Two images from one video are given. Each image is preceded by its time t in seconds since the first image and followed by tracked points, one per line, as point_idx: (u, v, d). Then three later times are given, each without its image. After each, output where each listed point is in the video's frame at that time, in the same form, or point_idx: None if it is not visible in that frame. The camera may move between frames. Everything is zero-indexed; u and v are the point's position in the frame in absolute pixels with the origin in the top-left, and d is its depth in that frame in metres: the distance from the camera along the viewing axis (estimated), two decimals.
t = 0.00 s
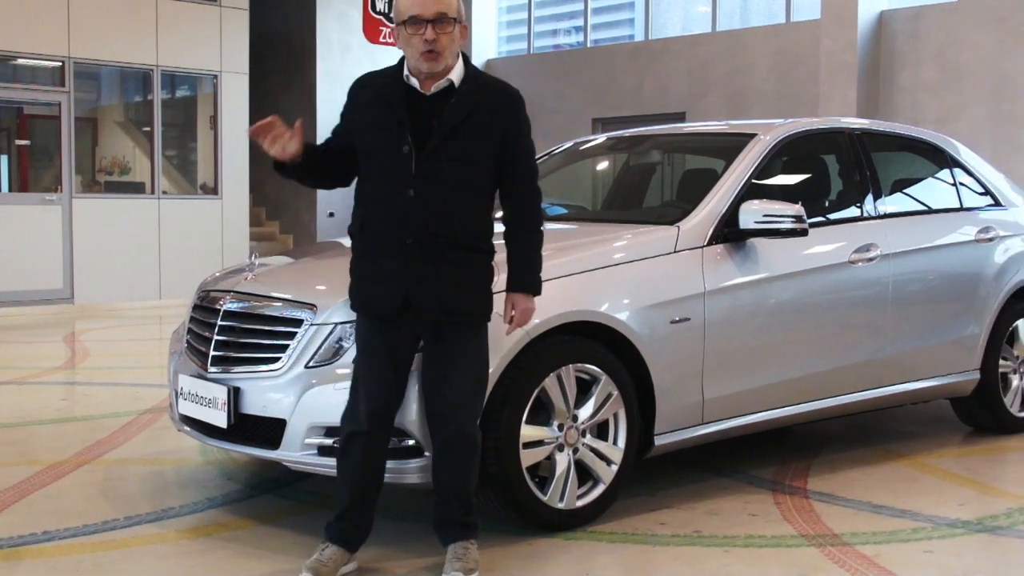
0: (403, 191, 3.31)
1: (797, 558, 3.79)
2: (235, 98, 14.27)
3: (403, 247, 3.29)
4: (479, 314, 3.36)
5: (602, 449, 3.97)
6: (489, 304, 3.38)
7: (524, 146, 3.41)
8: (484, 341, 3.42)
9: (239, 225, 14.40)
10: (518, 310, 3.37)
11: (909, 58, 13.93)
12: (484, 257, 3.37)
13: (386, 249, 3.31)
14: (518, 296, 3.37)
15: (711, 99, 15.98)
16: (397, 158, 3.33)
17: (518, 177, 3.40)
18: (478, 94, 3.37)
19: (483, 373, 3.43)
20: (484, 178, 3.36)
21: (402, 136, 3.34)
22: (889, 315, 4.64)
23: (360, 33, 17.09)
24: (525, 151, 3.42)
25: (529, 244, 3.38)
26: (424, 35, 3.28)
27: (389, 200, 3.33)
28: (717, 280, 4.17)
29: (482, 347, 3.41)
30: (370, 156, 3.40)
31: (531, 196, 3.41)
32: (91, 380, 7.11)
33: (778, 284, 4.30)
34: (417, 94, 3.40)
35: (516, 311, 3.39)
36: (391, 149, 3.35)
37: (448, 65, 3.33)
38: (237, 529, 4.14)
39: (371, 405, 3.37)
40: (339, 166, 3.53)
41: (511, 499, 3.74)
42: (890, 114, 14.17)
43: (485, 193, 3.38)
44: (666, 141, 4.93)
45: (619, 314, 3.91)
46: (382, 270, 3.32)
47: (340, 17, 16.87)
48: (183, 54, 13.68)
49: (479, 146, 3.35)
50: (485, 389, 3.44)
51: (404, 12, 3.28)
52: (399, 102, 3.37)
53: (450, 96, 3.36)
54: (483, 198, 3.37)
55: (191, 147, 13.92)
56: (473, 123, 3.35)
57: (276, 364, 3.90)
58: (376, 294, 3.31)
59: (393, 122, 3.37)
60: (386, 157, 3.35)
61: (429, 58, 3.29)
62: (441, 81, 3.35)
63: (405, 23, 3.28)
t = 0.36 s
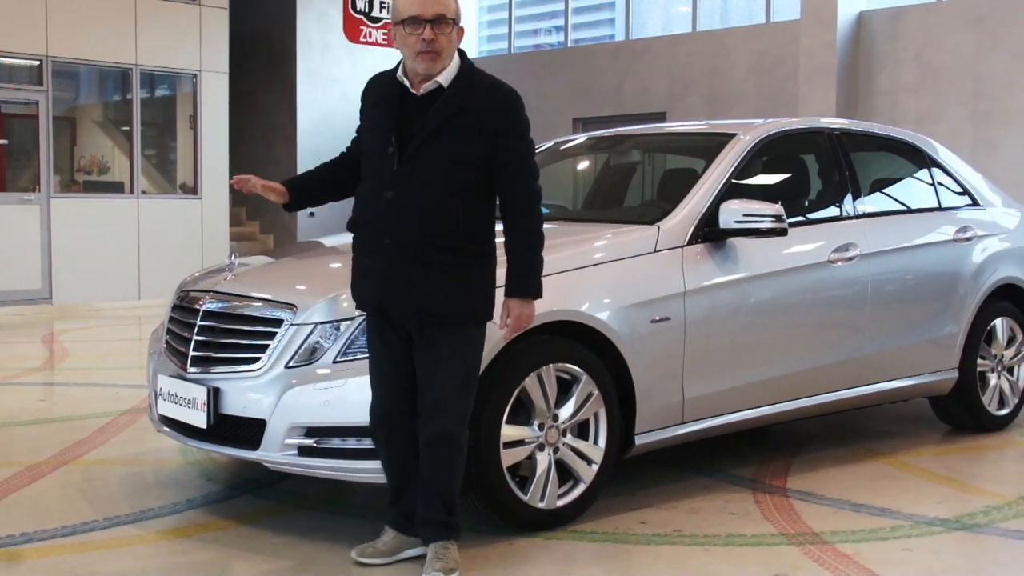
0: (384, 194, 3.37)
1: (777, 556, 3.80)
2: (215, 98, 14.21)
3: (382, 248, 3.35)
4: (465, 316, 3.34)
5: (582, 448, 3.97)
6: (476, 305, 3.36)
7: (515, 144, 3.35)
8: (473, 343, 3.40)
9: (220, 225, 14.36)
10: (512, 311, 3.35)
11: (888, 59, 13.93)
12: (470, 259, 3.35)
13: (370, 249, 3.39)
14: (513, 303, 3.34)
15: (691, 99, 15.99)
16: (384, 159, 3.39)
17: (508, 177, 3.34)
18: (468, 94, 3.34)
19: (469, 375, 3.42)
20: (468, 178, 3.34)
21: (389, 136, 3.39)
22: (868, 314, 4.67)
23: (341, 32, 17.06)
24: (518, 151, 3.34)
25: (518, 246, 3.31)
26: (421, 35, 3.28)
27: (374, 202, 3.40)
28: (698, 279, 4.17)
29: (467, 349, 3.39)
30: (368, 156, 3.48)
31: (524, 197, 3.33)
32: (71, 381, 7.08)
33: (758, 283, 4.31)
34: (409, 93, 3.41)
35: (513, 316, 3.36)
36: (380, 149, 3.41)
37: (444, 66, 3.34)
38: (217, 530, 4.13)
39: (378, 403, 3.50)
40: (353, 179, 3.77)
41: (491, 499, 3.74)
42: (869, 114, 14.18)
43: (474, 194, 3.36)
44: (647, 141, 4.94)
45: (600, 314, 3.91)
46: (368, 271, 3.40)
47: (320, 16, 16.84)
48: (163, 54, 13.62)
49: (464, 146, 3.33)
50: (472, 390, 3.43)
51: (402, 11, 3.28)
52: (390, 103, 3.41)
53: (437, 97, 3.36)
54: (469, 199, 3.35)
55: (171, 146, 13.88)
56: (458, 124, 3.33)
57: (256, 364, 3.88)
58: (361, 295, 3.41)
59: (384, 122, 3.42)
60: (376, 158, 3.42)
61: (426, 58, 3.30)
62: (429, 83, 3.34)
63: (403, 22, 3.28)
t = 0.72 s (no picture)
0: (358, 196, 3.43)
1: (755, 555, 3.81)
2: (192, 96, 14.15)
3: (357, 251, 3.41)
4: (434, 314, 3.34)
5: (560, 448, 3.97)
6: (447, 304, 3.35)
7: (483, 140, 3.29)
8: (444, 343, 3.38)
9: (197, 225, 14.31)
10: (461, 312, 3.29)
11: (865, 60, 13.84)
12: (440, 258, 3.34)
13: (348, 252, 3.46)
14: (464, 301, 3.28)
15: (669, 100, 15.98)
16: (360, 163, 3.45)
17: (472, 174, 3.29)
18: (436, 93, 3.34)
19: (442, 374, 3.41)
20: (436, 177, 3.33)
21: (364, 140, 3.44)
22: (845, 314, 4.69)
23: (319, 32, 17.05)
24: (485, 147, 3.29)
25: (484, 244, 3.25)
26: (387, 43, 3.32)
27: (351, 205, 3.46)
28: (676, 279, 4.18)
29: (437, 348, 3.38)
30: (351, 160, 3.54)
31: (491, 194, 3.26)
32: (47, 381, 7.04)
33: (735, 283, 4.32)
34: (383, 96, 3.45)
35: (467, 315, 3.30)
36: (358, 153, 3.47)
37: (413, 71, 3.37)
38: (194, 531, 4.11)
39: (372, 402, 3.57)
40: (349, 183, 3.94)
41: (469, 499, 3.74)
42: (846, 114, 14.19)
43: (445, 193, 3.34)
44: (624, 141, 4.94)
45: (578, 313, 3.91)
46: (347, 271, 3.48)
47: (298, 15, 16.82)
48: (141, 54, 13.57)
49: (431, 145, 3.32)
50: (446, 389, 3.42)
51: (367, 21, 3.32)
52: (365, 106, 3.47)
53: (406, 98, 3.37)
54: (438, 198, 3.33)
55: (148, 146, 13.81)
56: (424, 123, 3.33)
57: (233, 365, 3.86)
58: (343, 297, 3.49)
59: (361, 125, 3.47)
60: (355, 161, 3.48)
61: (393, 65, 3.34)
62: (398, 87, 3.38)
63: (369, 32, 3.32)
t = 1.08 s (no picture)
0: (337, 192, 3.48)
1: (734, 554, 3.83)
2: (170, 96, 14.10)
3: (337, 247, 3.45)
4: (412, 309, 3.36)
5: (540, 447, 3.98)
6: (425, 299, 3.36)
7: (455, 135, 3.31)
8: (423, 337, 3.39)
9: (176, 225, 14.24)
10: (443, 307, 3.32)
11: (843, 60, 13.87)
12: (417, 253, 3.36)
13: (330, 251, 3.51)
14: (445, 295, 3.30)
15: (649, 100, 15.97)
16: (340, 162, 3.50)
17: (444, 168, 3.30)
18: (408, 89, 3.37)
19: (420, 368, 3.42)
20: (409, 172, 3.35)
21: (342, 139, 3.50)
22: (824, 313, 4.70)
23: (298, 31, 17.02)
24: (456, 140, 3.30)
25: (458, 238, 3.26)
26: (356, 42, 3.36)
27: (332, 204, 3.51)
28: (655, 278, 4.19)
29: (415, 343, 3.40)
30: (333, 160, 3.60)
31: (462, 187, 3.28)
32: (21, 382, 6.99)
33: (715, 282, 4.34)
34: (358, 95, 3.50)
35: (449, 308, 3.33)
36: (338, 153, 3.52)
37: (383, 69, 3.41)
38: (173, 532, 4.10)
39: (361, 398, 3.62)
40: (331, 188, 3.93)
41: (448, 499, 3.74)
42: (826, 114, 14.15)
43: (419, 189, 3.36)
44: (604, 140, 4.94)
45: (557, 313, 3.91)
46: (329, 269, 3.52)
47: (277, 13, 16.77)
48: (120, 53, 13.52)
49: (404, 142, 3.34)
50: (425, 384, 3.43)
51: (336, 21, 3.37)
52: (343, 108, 3.53)
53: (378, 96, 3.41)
54: (413, 194, 3.35)
55: (126, 145, 13.79)
56: (397, 119, 3.36)
57: (212, 365, 3.84)
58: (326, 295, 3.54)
59: (340, 126, 3.53)
60: (336, 161, 3.54)
61: (363, 64, 3.38)
62: (371, 87, 3.42)
63: (338, 32, 3.37)
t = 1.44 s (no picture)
0: (327, 189, 3.49)
1: (716, 553, 3.83)
2: (150, 95, 14.05)
3: (329, 244, 3.46)
4: (412, 299, 3.40)
5: (523, 447, 3.97)
6: (422, 290, 3.40)
7: (444, 127, 3.37)
8: (422, 327, 3.42)
9: (156, 225, 14.21)
10: (441, 298, 3.35)
11: (823, 61, 13.51)
12: (412, 246, 3.40)
13: (320, 248, 3.51)
14: (442, 284, 3.33)
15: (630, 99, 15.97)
16: (325, 160, 3.51)
17: (436, 159, 3.36)
18: (393, 84, 3.41)
19: (418, 359, 3.45)
20: (399, 165, 3.39)
21: (326, 138, 3.51)
22: (805, 312, 4.72)
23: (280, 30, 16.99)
24: (446, 132, 3.36)
25: (454, 226, 3.32)
26: (338, 43, 3.38)
27: (320, 202, 3.51)
28: (637, 277, 4.20)
29: (414, 333, 3.42)
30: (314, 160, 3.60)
31: (456, 176, 3.34)
32: None
33: (697, 282, 4.34)
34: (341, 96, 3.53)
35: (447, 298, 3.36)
36: (322, 153, 3.53)
37: (366, 68, 3.43)
38: (154, 533, 4.09)
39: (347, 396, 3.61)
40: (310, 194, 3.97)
41: (432, 498, 3.74)
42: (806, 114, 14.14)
43: (410, 182, 3.41)
44: (585, 140, 4.95)
45: (539, 312, 3.91)
46: (320, 267, 3.51)
47: (258, 12, 16.74)
48: (101, 53, 13.48)
49: (393, 135, 3.38)
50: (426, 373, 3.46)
51: (318, 23, 3.39)
52: (325, 107, 3.54)
53: (363, 93, 3.44)
54: (405, 187, 3.40)
55: (107, 145, 13.76)
56: (384, 113, 3.39)
57: (194, 365, 3.83)
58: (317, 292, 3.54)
59: (322, 126, 3.55)
60: (319, 160, 3.55)
61: (346, 64, 3.41)
62: (355, 86, 3.44)
63: (319, 34, 3.39)
